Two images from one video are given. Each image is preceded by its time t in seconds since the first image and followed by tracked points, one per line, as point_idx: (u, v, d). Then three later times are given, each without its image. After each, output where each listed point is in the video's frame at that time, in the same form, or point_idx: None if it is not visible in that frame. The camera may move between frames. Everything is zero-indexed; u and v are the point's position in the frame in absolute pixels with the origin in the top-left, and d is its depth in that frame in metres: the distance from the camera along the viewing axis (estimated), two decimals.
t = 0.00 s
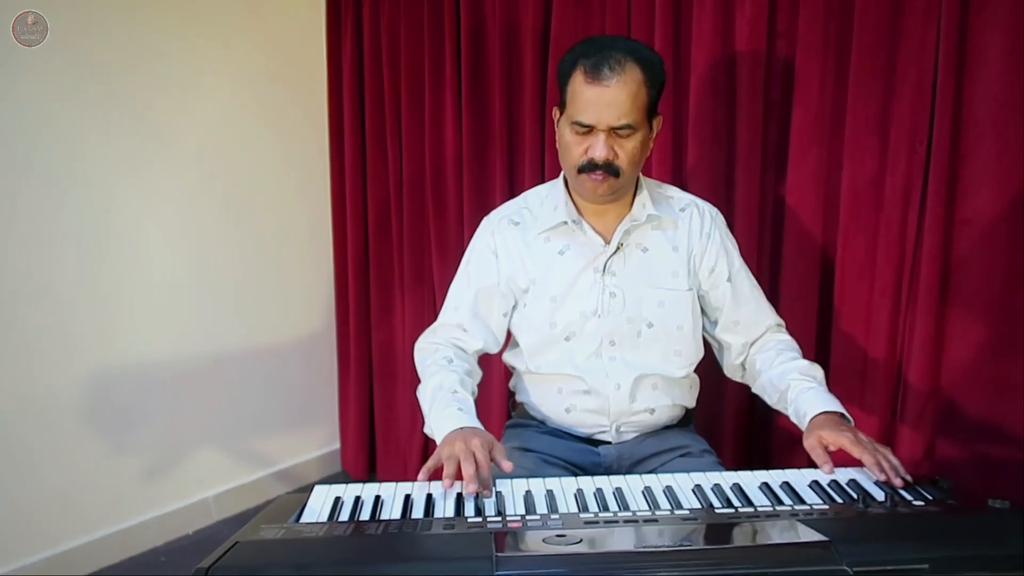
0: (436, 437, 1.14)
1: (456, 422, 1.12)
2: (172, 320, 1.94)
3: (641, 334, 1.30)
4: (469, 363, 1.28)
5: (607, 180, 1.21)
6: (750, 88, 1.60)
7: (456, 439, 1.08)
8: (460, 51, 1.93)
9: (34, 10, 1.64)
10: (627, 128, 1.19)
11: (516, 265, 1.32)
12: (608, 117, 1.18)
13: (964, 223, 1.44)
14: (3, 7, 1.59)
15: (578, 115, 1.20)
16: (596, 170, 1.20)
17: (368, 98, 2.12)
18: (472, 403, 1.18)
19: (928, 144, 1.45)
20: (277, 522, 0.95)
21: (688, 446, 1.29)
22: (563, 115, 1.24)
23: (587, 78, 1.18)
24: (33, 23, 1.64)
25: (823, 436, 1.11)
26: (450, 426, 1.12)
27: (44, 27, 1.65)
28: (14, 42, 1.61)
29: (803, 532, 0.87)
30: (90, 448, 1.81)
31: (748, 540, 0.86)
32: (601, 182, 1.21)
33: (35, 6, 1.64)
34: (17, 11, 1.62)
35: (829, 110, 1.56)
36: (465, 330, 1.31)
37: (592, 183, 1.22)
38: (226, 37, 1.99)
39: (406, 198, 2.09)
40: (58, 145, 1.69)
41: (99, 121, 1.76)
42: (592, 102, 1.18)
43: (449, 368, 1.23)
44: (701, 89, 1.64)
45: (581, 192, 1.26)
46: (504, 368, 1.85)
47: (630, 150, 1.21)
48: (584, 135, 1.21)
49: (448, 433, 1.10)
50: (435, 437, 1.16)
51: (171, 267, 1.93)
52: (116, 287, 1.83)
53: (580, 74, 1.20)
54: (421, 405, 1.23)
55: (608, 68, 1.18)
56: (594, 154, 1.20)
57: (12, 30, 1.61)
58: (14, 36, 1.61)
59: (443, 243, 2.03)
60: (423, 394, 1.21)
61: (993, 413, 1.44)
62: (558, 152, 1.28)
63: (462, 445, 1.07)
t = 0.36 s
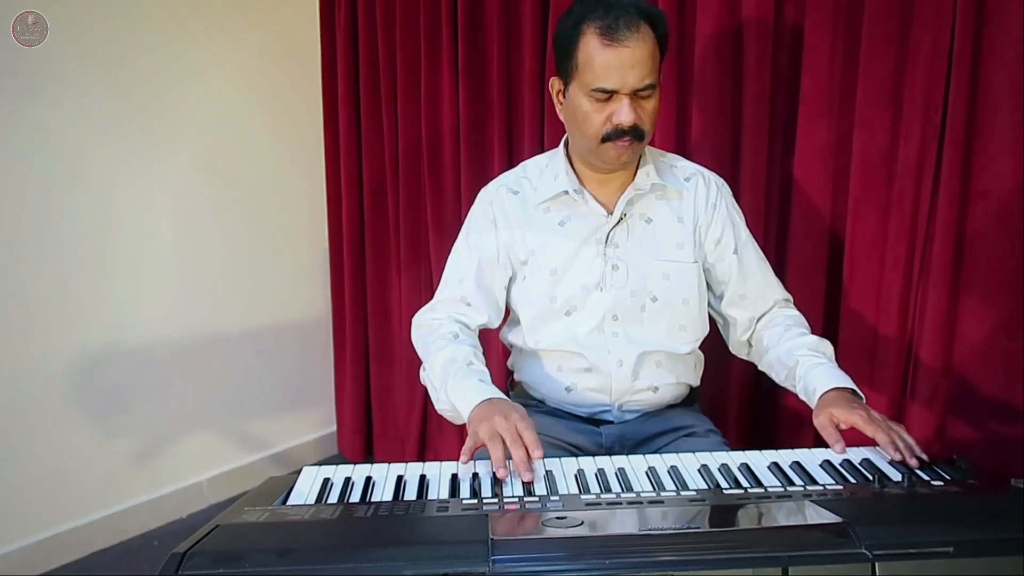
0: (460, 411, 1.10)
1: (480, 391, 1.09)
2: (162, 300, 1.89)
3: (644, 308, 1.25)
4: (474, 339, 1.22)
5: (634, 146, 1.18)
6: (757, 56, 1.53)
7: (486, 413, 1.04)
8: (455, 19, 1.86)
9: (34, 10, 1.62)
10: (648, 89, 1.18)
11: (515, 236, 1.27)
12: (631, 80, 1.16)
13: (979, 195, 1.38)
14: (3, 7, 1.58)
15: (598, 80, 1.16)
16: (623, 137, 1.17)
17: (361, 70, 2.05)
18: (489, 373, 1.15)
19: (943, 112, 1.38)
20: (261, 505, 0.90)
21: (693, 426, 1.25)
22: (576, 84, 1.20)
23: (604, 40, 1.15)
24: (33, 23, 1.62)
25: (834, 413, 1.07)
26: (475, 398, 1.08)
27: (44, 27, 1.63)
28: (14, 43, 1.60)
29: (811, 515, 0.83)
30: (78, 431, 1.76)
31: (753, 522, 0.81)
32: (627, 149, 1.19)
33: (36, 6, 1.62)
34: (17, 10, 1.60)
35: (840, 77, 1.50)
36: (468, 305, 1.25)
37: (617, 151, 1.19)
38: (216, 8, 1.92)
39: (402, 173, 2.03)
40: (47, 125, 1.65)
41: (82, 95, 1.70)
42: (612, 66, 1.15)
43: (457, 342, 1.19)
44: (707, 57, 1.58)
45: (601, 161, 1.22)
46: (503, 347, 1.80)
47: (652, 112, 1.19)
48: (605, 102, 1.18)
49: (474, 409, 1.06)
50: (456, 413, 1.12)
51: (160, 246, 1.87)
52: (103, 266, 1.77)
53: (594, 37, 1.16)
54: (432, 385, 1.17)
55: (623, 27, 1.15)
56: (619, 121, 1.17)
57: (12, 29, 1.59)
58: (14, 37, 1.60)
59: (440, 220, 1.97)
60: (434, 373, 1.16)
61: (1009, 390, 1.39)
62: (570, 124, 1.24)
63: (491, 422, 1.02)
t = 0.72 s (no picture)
0: (473, 416, 1.06)
1: (491, 395, 1.04)
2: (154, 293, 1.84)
3: (653, 298, 1.21)
4: (484, 336, 1.20)
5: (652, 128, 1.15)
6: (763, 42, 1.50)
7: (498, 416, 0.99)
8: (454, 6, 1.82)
9: (33, 9, 1.59)
10: (663, 68, 1.15)
11: (520, 225, 1.24)
12: (647, 59, 1.13)
13: (991, 183, 1.34)
14: (3, 7, 1.55)
15: (613, 62, 1.13)
16: (643, 119, 1.14)
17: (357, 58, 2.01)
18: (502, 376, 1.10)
19: (955, 98, 1.35)
20: (253, 501, 0.87)
21: (700, 420, 1.21)
22: (588, 69, 1.17)
23: (617, 20, 1.12)
24: (33, 23, 1.59)
25: (806, 396, 1.05)
26: (488, 403, 1.04)
27: (45, 29, 1.60)
28: (14, 43, 1.57)
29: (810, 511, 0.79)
30: (69, 425, 1.72)
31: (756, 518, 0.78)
32: (646, 132, 1.15)
33: (36, 7, 1.59)
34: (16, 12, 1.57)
35: (848, 63, 1.46)
36: (477, 298, 1.21)
37: (636, 135, 1.16)
38: None
39: (399, 164, 1.99)
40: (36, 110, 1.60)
41: (72, 81, 1.65)
42: (626, 47, 1.12)
43: (467, 342, 1.16)
44: (712, 44, 1.54)
45: (618, 147, 1.19)
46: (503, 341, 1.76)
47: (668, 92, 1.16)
48: (621, 84, 1.15)
49: (488, 415, 1.01)
50: (470, 416, 1.08)
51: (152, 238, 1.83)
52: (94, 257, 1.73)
53: (605, 18, 1.13)
54: (445, 387, 1.14)
55: (635, 6, 1.12)
56: (638, 103, 1.13)
57: (12, 31, 1.56)
58: (15, 38, 1.56)
59: (438, 212, 1.93)
60: (446, 375, 1.13)
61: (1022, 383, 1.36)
62: (582, 111, 1.21)
63: (502, 424, 0.97)
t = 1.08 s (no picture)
0: (489, 423, 1.03)
1: (509, 400, 1.01)
2: (153, 296, 1.80)
3: (664, 298, 1.18)
4: (499, 338, 1.16)
5: (641, 125, 1.13)
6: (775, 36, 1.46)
7: (515, 421, 0.97)
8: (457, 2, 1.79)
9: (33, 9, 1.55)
10: (662, 65, 1.12)
11: (528, 222, 1.21)
12: (642, 54, 1.10)
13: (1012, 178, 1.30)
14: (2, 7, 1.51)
15: (608, 52, 1.11)
16: (631, 114, 1.12)
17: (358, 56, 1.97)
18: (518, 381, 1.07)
19: (974, 93, 1.32)
20: (260, 511, 0.83)
21: (716, 423, 1.17)
22: (587, 55, 1.15)
23: (616, 9, 1.09)
24: (33, 22, 1.56)
25: (834, 415, 1.01)
26: (505, 410, 1.00)
27: (44, 27, 1.57)
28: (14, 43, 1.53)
29: (821, 520, 0.76)
30: (65, 432, 1.68)
31: (773, 530, 0.74)
32: (634, 128, 1.13)
33: (36, 5, 1.56)
34: (16, 10, 1.54)
35: (863, 57, 1.43)
36: (489, 298, 1.18)
37: (623, 130, 1.14)
38: None
39: (401, 165, 1.95)
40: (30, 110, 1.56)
41: (69, 80, 1.61)
42: (623, 38, 1.10)
43: (481, 345, 1.12)
44: (723, 38, 1.51)
45: (608, 140, 1.17)
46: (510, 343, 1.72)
47: (665, 91, 1.13)
48: (615, 76, 1.12)
49: (505, 420, 0.98)
50: (485, 423, 1.05)
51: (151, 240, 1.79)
52: (91, 260, 1.69)
53: (607, 6, 1.10)
54: (459, 393, 1.11)
55: None
56: (627, 97, 1.12)
57: (11, 29, 1.53)
58: (14, 37, 1.53)
59: (441, 213, 1.90)
60: (460, 379, 1.10)
61: None
62: (579, 97, 1.19)
63: (518, 426, 0.95)
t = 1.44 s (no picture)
0: (476, 440, 1.00)
1: (497, 417, 0.99)
2: (124, 306, 1.75)
3: (654, 312, 1.16)
4: (485, 351, 1.14)
5: (629, 136, 1.12)
6: (759, 49, 1.46)
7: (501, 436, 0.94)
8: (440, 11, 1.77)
9: (33, 9, 1.55)
10: (653, 76, 1.11)
11: (517, 234, 1.19)
12: (634, 63, 1.09)
13: (993, 194, 1.31)
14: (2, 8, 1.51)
15: (599, 59, 1.10)
16: (618, 124, 1.11)
17: (339, 64, 1.95)
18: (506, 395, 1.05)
19: (956, 109, 1.32)
20: (234, 532, 0.80)
21: (703, 439, 1.16)
22: (580, 62, 1.14)
23: (610, 17, 1.09)
24: (33, 22, 1.55)
25: (820, 433, 0.99)
26: (493, 425, 0.98)
27: (45, 28, 1.56)
28: (14, 43, 1.53)
29: (811, 542, 0.74)
30: (30, 446, 1.62)
31: (766, 552, 0.72)
32: (621, 138, 1.12)
33: (36, 6, 1.55)
34: (17, 10, 1.53)
35: (846, 72, 1.43)
36: (476, 310, 1.16)
37: (611, 139, 1.12)
38: None
39: (380, 175, 1.92)
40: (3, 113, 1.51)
41: (43, 83, 1.57)
42: (616, 46, 1.09)
43: (468, 359, 1.10)
44: (707, 51, 1.50)
45: (595, 149, 1.16)
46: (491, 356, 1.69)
47: (655, 102, 1.12)
48: (604, 83, 1.11)
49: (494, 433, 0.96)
50: (472, 439, 1.02)
51: (123, 248, 1.74)
52: (60, 268, 1.64)
53: (601, 13, 1.10)
54: (444, 408, 1.08)
55: (633, 6, 1.09)
56: (616, 106, 1.10)
57: (11, 29, 1.52)
58: (14, 37, 1.53)
59: (421, 224, 1.87)
60: (446, 394, 1.07)
61: None
62: (569, 104, 1.18)
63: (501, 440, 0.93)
